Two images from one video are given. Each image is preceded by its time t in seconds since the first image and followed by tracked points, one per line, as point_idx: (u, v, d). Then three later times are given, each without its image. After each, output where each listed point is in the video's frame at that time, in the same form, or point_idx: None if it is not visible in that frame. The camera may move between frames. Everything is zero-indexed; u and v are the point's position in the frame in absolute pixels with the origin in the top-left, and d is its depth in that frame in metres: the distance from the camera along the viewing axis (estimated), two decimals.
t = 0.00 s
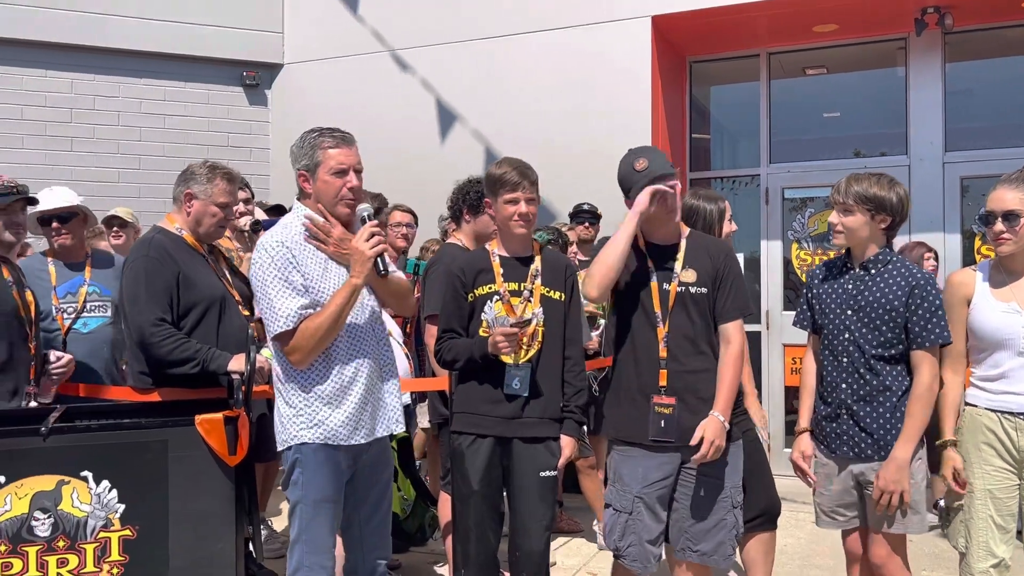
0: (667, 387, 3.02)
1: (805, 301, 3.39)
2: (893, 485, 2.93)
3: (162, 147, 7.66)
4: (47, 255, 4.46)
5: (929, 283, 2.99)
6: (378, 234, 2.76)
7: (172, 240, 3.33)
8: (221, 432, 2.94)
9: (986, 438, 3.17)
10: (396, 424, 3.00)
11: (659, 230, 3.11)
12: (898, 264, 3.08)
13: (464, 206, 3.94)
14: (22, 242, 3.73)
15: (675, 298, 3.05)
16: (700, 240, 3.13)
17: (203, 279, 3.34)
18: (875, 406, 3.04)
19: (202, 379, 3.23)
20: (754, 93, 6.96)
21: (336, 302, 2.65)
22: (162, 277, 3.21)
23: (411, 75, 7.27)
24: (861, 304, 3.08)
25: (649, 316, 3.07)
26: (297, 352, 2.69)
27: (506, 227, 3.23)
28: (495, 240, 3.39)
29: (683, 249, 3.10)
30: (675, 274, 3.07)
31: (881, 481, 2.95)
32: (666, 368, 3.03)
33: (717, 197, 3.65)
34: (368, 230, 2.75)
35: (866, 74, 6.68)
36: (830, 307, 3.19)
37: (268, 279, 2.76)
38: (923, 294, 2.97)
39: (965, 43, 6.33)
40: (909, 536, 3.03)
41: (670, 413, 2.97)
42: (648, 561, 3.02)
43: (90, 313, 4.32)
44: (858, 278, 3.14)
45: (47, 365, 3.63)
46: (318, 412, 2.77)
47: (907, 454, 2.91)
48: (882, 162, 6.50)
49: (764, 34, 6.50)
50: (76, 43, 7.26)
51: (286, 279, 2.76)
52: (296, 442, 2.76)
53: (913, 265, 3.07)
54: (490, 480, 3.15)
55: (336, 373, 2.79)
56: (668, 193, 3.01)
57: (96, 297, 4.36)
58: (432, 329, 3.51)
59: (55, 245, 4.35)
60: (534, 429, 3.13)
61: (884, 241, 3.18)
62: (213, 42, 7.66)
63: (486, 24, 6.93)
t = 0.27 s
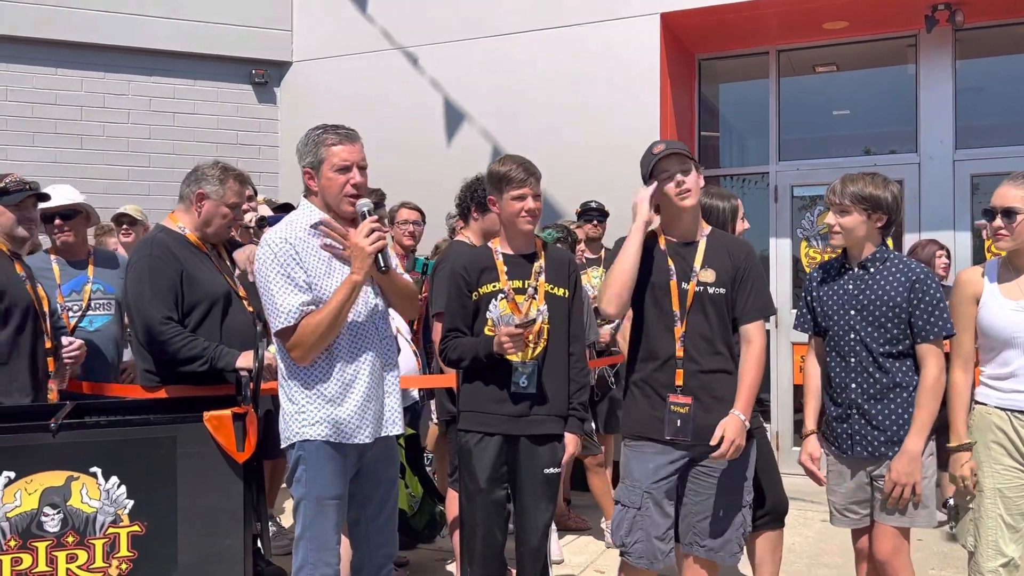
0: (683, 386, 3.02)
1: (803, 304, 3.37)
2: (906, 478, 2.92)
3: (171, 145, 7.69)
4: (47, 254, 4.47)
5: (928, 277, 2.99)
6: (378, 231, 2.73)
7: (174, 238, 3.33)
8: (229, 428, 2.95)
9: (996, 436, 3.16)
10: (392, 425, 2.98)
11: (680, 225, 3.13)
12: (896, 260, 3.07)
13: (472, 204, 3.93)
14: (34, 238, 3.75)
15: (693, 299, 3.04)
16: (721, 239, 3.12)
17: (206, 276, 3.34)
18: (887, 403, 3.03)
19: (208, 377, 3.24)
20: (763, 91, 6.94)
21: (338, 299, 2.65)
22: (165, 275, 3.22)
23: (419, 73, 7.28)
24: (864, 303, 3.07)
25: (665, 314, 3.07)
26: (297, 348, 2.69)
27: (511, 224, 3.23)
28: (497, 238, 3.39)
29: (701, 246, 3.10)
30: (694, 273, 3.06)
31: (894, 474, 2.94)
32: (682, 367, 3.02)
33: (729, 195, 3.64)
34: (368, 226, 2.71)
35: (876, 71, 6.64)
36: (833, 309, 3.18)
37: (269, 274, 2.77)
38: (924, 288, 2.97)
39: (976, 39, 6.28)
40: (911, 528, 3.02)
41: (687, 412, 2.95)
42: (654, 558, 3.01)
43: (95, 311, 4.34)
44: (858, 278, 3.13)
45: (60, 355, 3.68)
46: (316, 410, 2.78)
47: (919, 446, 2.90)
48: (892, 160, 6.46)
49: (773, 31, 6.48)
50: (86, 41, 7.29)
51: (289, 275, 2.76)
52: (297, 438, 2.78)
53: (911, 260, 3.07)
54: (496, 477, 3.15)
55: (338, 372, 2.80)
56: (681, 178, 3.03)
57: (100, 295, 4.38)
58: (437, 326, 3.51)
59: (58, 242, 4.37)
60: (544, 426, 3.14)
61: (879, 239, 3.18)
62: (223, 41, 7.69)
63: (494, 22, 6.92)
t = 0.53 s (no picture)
0: (684, 381, 3.01)
1: (805, 307, 3.35)
2: (917, 473, 2.92)
3: (176, 142, 7.70)
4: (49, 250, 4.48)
5: (931, 273, 3.00)
6: (383, 232, 2.71)
7: (174, 234, 3.31)
8: (233, 425, 2.97)
9: (1001, 435, 3.13)
10: (390, 426, 2.98)
11: (682, 221, 3.12)
12: (896, 258, 3.08)
13: (476, 201, 3.93)
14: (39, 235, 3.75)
15: (692, 295, 3.03)
16: (722, 238, 3.13)
17: (206, 273, 3.32)
18: (898, 401, 3.02)
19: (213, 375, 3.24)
20: (768, 88, 6.92)
21: (340, 298, 2.65)
22: (166, 273, 3.21)
23: (424, 70, 7.28)
24: (869, 303, 3.06)
25: (664, 315, 3.04)
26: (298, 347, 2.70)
27: (512, 221, 3.24)
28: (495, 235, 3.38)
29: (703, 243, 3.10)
30: (695, 270, 3.05)
31: (905, 469, 2.94)
32: (682, 362, 3.01)
33: (735, 194, 3.63)
34: (372, 228, 2.69)
35: (882, 69, 6.62)
36: (837, 310, 3.16)
37: (271, 273, 2.77)
38: (928, 284, 2.98)
39: (983, 37, 6.25)
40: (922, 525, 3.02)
41: (688, 407, 2.95)
42: (660, 558, 3.00)
43: (98, 308, 4.35)
44: (860, 278, 3.12)
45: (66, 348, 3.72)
46: (317, 407, 2.77)
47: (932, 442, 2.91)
48: (898, 157, 6.43)
49: (778, 28, 6.46)
50: (92, 39, 7.31)
51: (293, 274, 2.76)
52: (297, 436, 2.78)
53: (912, 257, 3.07)
54: (502, 476, 3.15)
55: (341, 371, 2.80)
56: (684, 173, 3.01)
57: (103, 292, 4.39)
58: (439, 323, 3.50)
59: (62, 239, 4.39)
60: (550, 422, 3.14)
61: (879, 239, 3.17)
62: (228, 38, 7.70)
63: (499, 19, 6.91)
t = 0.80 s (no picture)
0: (678, 384, 2.99)
1: (812, 301, 3.34)
2: (919, 475, 2.91)
3: (177, 139, 7.70)
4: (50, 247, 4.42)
5: (937, 270, 2.98)
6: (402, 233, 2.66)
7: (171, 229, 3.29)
8: (233, 421, 2.96)
9: (1001, 433, 3.13)
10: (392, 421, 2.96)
11: (665, 223, 3.10)
12: (903, 254, 3.07)
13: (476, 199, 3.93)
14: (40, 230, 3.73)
15: (677, 293, 3.03)
16: (703, 236, 3.17)
17: (201, 269, 3.30)
18: (894, 399, 3.02)
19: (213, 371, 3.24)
20: (770, 85, 6.91)
21: (355, 298, 2.64)
22: (164, 270, 3.20)
23: (425, 66, 7.27)
24: (872, 298, 3.06)
25: (654, 315, 3.02)
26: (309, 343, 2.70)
27: (508, 219, 3.23)
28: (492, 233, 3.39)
29: (687, 246, 3.11)
30: (679, 269, 3.06)
31: (907, 472, 2.93)
32: (677, 364, 3.00)
33: (734, 191, 3.62)
34: (392, 230, 2.65)
35: (884, 66, 6.61)
36: (841, 304, 3.16)
37: (286, 271, 2.77)
38: (932, 282, 2.96)
39: (985, 34, 6.23)
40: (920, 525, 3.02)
41: (682, 410, 2.94)
42: (650, 556, 2.98)
43: (100, 304, 4.35)
44: (865, 272, 3.12)
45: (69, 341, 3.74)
46: (324, 404, 2.78)
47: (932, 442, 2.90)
48: (900, 155, 6.43)
49: (780, 25, 6.44)
50: (93, 35, 7.31)
51: (308, 272, 2.76)
52: (307, 433, 2.78)
53: (920, 255, 3.05)
54: (503, 473, 3.15)
55: (349, 369, 2.80)
56: (672, 181, 2.99)
57: (104, 288, 4.39)
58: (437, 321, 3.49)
59: (69, 235, 4.35)
60: (550, 418, 3.14)
61: (886, 233, 3.15)
62: (229, 34, 7.69)
63: (500, 16, 6.91)
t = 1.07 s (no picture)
0: (669, 383, 2.97)
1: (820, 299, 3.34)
2: (908, 479, 2.88)
3: (175, 135, 7.68)
4: (53, 241, 4.39)
5: (936, 272, 2.94)
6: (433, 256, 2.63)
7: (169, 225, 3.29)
8: (230, 418, 2.95)
9: (1000, 430, 3.12)
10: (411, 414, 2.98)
11: (652, 221, 3.07)
12: (906, 254, 3.04)
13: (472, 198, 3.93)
14: (36, 225, 3.74)
15: (668, 291, 3.01)
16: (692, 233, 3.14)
17: (194, 265, 3.28)
18: (882, 398, 3.01)
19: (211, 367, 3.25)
20: (770, 83, 6.89)
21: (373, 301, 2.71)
22: (158, 265, 3.18)
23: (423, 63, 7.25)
24: (869, 296, 3.05)
25: (644, 312, 3.00)
26: (297, 334, 2.71)
27: (504, 217, 3.22)
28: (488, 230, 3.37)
29: (676, 244, 3.08)
30: (669, 268, 3.04)
31: (895, 475, 2.90)
32: (666, 363, 2.97)
33: (725, 186, 3.62)
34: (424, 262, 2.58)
35: (883, 64, 6.60)
36: (841, 301, 3.17)
37: (299, 262, 2.73)
38: (930, 284, 2.92)
39: (985, 32, 6.22)
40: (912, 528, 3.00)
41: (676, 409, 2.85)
42: (649, 554, 2.97)
43: (103, 301, 4.33)
44: (866, 271, 3.11)
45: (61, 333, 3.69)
46: (343, 395, 2.78)
47: (918, 446, 2.86)
48: (899, 153, 6.42)
49: (780, 23, 6.43)
50: (91, 31, 7.28)
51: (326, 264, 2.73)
52: (325, 425, 2.77)
53: (923, 257, 3.02)
54: (498, 471, 3.14)
55: (369, 362, 2.81)
56: (662, 181, 2.93)
57: (108, 286, 4.37)
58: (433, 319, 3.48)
59: (75, 230, 4.33)
60: (543, 416, 3.13)
61: (892, 232, 3.14)
62: (227, 30, 7.67)
63: (499, 12, 6.89)
